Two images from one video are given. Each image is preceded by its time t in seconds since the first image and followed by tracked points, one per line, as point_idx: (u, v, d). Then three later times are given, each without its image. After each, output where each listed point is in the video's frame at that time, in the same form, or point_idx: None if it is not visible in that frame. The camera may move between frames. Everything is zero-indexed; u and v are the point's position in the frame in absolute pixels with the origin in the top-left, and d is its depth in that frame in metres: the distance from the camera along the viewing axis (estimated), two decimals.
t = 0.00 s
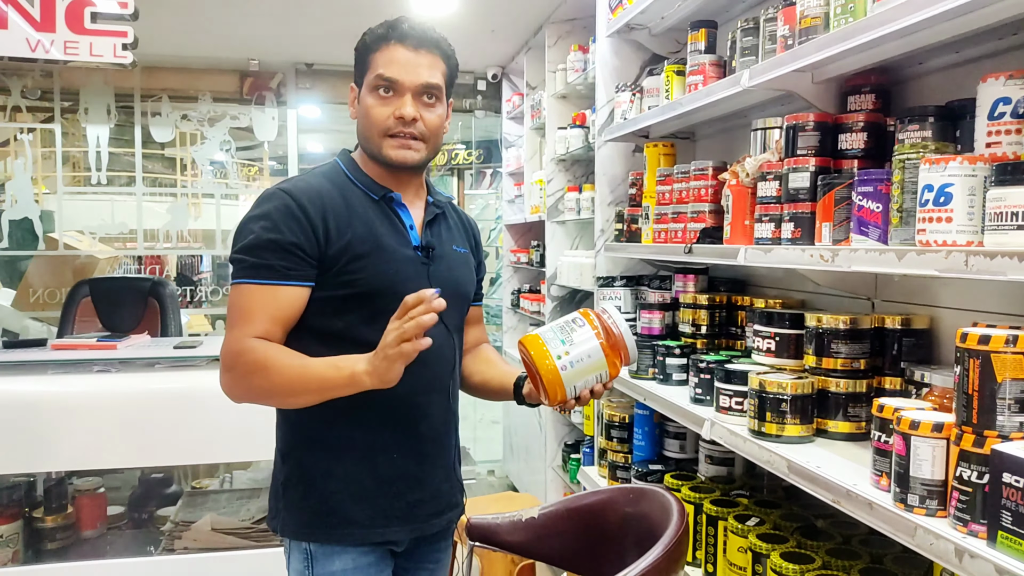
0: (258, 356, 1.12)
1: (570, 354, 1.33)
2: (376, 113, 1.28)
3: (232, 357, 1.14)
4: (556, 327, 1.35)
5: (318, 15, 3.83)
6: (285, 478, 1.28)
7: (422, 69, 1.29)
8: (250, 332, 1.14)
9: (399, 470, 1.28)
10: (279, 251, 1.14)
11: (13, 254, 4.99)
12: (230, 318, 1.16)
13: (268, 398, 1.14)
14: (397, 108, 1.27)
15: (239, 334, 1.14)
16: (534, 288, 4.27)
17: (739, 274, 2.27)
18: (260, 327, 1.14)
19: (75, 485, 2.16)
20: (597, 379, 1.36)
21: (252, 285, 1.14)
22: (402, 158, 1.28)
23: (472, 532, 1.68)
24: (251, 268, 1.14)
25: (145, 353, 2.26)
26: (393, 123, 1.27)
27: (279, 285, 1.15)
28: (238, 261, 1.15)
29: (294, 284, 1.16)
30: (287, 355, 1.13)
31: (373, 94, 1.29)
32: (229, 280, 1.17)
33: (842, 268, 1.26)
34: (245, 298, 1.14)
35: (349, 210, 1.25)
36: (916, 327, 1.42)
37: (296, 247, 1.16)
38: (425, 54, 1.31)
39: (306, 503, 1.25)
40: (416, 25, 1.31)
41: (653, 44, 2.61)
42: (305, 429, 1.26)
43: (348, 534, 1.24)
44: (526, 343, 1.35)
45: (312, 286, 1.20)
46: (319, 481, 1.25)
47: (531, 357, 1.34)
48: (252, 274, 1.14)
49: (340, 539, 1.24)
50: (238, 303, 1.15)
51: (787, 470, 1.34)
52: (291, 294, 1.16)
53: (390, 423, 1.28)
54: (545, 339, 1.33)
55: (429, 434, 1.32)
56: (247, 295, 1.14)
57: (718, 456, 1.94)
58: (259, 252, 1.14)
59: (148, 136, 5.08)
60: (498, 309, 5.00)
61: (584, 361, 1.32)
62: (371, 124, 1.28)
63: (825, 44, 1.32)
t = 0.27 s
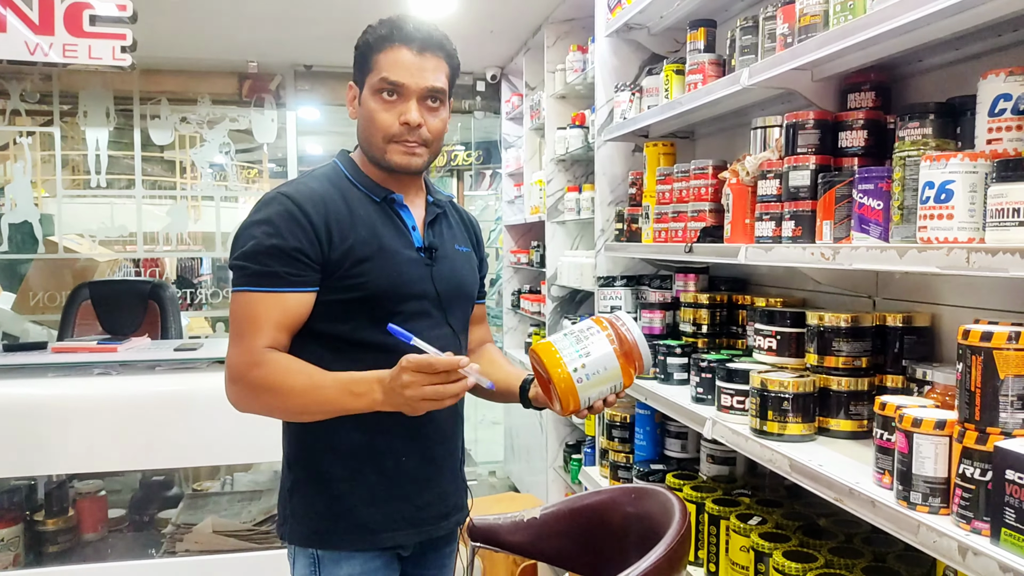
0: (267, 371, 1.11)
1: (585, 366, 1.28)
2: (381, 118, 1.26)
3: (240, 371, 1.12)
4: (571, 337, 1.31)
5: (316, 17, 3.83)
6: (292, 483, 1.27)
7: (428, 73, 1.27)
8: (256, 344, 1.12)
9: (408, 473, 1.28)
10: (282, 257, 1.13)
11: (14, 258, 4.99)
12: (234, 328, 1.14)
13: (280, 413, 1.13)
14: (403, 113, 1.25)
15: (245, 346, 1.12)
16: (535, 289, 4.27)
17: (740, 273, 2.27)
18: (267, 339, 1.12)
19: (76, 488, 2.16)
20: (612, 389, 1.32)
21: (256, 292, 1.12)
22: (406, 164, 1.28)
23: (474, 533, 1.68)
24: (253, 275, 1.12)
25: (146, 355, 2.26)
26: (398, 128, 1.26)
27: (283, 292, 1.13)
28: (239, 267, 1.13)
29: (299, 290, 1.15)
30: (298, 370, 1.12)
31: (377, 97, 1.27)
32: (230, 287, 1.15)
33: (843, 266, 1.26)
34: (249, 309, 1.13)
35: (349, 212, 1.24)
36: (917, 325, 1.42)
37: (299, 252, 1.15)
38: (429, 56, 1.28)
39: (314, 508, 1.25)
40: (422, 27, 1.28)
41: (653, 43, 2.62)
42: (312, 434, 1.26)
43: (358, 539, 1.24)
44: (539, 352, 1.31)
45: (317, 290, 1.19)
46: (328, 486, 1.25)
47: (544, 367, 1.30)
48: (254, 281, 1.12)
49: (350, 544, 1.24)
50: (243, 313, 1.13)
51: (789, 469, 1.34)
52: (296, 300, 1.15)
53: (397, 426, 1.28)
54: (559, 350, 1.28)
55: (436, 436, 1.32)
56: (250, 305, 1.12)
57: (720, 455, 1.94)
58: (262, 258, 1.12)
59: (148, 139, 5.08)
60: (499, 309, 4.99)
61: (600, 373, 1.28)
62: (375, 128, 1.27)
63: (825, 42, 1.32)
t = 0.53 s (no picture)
0: (275, 359, 1.08)
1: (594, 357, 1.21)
2: (394, 120, 1.20)
3: (247, 368, 1.10)
4: (575, 327, 1.22)
5: (307, 12, 3.81)
6: (297, 485, 1.26)
7: (433, 70, 1.23)
8: (259, 336, 1.09)
9: (415, 469, 1.28)
10: (281, 252, 1.11)
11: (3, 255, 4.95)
12: (234, 327, 1.12)
13: (294, 402, 1.10)
14: (417, 114, 1.21)
15: (248, 341, 1.10)
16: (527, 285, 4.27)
17: (731, 268, 2.28)
18: (269, 329, 1.09)
19: (67, 486, 2.14)
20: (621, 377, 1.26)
21: (256, 288, 1.10)
22: (419, 165, 1.25)
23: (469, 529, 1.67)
24: (252, 272, 1.09)
25: (136, 352, 2.24)
26: (413, 130, 1.21)
27: (284, 287, 1.10)
28: (236, 266, 1.10)
29: (300, 285, 1.12)
30: (304, 352, 1.09)
31: (386, 98, 1.20)
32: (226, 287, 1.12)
33: (835, 259, 1.26)
34: (248, 303, 1.10)
35: (344, 205, 1.22)
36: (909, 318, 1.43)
37: (298, 247, 1.12)
38: (430, 51, 1.24)
39: (321, 509, 1.24)
40: (424, 23, 1.24)
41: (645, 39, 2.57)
42: (317, 433, 1.25)
43: (368, 537, 1.24)
44: (543, 345, 1.22)
45: (317, 285, 1.17)
46: (335, 485, 1.24)
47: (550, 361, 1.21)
48: (253, 279, 1.09)
49: (360, 542, 1.24)
50: (242, 310, 1.10)
51: (781, 462, 1.34)
52: (297, 294, 1.12)
53: (403, 422, 1.27)
54: (566, 343, 1.20)
55: (441, 430, 1.32)
56: (249, 301, 1.09)
57: (712, 449, 1.94)
58: (259, 255, 1.10)
59: (138, 134, 5.05)
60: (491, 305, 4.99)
61: (610, 364, 1.21)
62: (388, 131, 1.21)
63: (818, 35, 1.31)
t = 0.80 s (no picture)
0: (322, 367, 1.08)
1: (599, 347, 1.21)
2: (386, 121, 1.21)
3: (289, 381, 1.08)
4: (576, 318, 1.22)
5: (302, 16, 3.81)
6: (302, 493, 1.25)
7: (421, 70, 1.24)
8: (296, 346, 1.08)
9: (422, 471, 1.28)
10: (299, 257, 1.10)
11: None
12: (259, 342, 1.09)
13: (345, 406, 1.10)
14: (409, 114, 1.21)
15: (284, 354, 1.08)
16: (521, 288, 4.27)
17: (725, 271, 2.29)
18: (304, 338, 1.08)
19: (60, 490, 2.13)
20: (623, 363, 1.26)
21: (280, 297, 1.08)
22: (413, 165, 1.26)
23: (464, 532, 1.69)
24: (275, 280, 1.08)
25: (130, 356, 2.24)
26: (406, 130, 1.22)
27: (306, 291, 1.09)
28: (256, 276, 1.08)
29: (321, 288, 1.11)
30: (348, 356, 1.09)
31: (377, 99, 1.20)
32: (241, 301, 1.09)
33: (827, 262, 1.27)
34: (276, 314, 1.08)
35: (343, 209, 1.21)
36: (900, 321, 1.44)
37: (313, 251, 1.12)
38: (416, 51, 1.25)
39: (329, 516, 1.23)
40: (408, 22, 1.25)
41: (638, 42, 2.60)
42: (321, 439, 1.24)
43: (379, 541, 1.24)
44: (546, 340, 1.22)
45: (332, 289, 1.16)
46: (344, 491, 1.23)
47: (555, 354, 1.21)
48: (277, 287, 1.08)
49: (371, 546, 1.24)
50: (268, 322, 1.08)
51: (774, 464, 1.35)
52: (320, 297, 1.11)
53: (408, 424, 1.27)
54: (571, 335, 1.19)
55: (445, 432, 1.33)
56: (274, 311, 1.07)
57: (705, 451, 1.94)
58: (278, 262, 1.09)
59: (131, 138, 5.04)
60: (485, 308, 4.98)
61: (615, 352, 1.21)
62: (381, 132, 1.21)
63: (809, 40, 1.33)
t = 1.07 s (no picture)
0: (360, 379, 1.06)
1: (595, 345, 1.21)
2: (369, 122, 1.20)
3: (324, 391, 1.05)
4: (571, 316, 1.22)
5: (294, 18, 3.80)
6: (302, 501, 1.23)
7: (405, 68, 1.22)
8: (329, 360, 1.05)
9: (423, 474, 1.28)
10: (318, 262, 1.08)
11: None
12: (282, 348, 1.05)
13: (380, 419, 1.08)
14: (392, 113, 1.20)
15: (318, 362, 1.04)
16: (515, 290, 4.27)
17: (717, 272, 2.29)
18: (334, 350, 1.06)
19: (52, 495, 2.12)
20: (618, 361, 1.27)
21: (305, 301, 1.04)
22: (399, 164, 1.25)
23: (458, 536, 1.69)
24: (299, 284, 1.04)
25: (122, 360, 2.22)
26: (389, 129, 1.21)
27: (330, 295, 1.07)
28: (276, 282, 1.04)
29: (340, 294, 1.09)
30: (384, 370, 1.09)
31: (359, 100, 1.19)
32: (260, 308, 1.04)
33: (818, 264, 1.28)
34: (306, 320, 1.04)
35: (346, 213, 1.20)
36: (892, 322, 1.44)
37: (327, 257, 1.11)
38: (400, 49, 1.23)
39: (335, 522, 1.22)
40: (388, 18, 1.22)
41: (630, 45, 2.60)
42: (323, 445, 1.22)
43: (386, 544, 1.24)
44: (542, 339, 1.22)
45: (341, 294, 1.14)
46: (349, 496, 1.22)
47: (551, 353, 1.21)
48: (302, 291, 1.04)
49: (378, 550, 1.24)
50: (295, 328, 1.04)
51: (766, 465, 1.35)
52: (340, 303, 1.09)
53: (409, 428, 1.27)
54: (567, 333, 1.20)
55: (446, 433, 1.34)
56: (301, 316, 1.04)
57: (699, 452, 1.96)
58: (298, 266, 1.06)
59: (123, 141, 5.02)
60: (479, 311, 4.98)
61: (610, 350, 1.22)
62: (365, 133, 1.21)
63: (798, 43, 1.33)
